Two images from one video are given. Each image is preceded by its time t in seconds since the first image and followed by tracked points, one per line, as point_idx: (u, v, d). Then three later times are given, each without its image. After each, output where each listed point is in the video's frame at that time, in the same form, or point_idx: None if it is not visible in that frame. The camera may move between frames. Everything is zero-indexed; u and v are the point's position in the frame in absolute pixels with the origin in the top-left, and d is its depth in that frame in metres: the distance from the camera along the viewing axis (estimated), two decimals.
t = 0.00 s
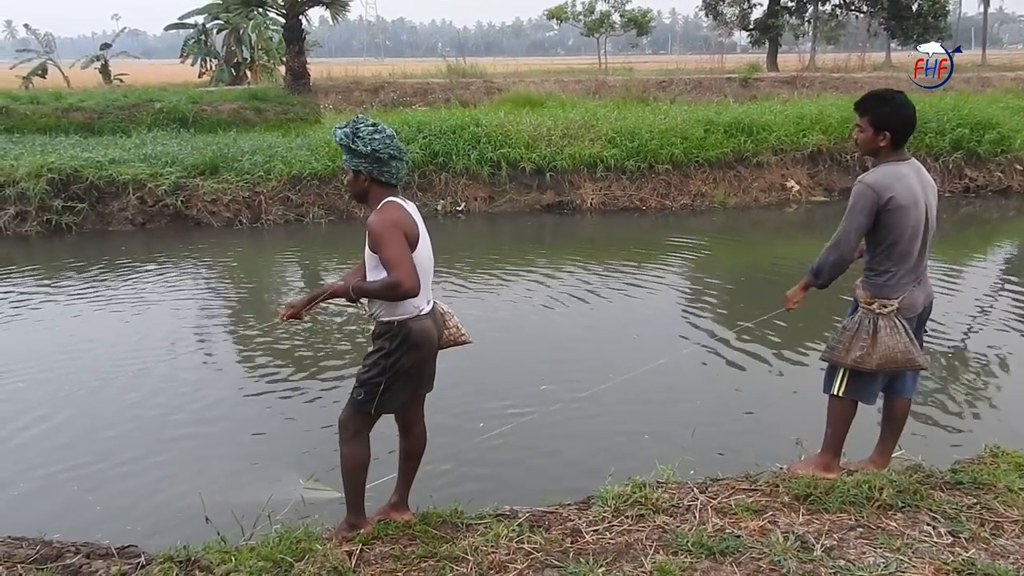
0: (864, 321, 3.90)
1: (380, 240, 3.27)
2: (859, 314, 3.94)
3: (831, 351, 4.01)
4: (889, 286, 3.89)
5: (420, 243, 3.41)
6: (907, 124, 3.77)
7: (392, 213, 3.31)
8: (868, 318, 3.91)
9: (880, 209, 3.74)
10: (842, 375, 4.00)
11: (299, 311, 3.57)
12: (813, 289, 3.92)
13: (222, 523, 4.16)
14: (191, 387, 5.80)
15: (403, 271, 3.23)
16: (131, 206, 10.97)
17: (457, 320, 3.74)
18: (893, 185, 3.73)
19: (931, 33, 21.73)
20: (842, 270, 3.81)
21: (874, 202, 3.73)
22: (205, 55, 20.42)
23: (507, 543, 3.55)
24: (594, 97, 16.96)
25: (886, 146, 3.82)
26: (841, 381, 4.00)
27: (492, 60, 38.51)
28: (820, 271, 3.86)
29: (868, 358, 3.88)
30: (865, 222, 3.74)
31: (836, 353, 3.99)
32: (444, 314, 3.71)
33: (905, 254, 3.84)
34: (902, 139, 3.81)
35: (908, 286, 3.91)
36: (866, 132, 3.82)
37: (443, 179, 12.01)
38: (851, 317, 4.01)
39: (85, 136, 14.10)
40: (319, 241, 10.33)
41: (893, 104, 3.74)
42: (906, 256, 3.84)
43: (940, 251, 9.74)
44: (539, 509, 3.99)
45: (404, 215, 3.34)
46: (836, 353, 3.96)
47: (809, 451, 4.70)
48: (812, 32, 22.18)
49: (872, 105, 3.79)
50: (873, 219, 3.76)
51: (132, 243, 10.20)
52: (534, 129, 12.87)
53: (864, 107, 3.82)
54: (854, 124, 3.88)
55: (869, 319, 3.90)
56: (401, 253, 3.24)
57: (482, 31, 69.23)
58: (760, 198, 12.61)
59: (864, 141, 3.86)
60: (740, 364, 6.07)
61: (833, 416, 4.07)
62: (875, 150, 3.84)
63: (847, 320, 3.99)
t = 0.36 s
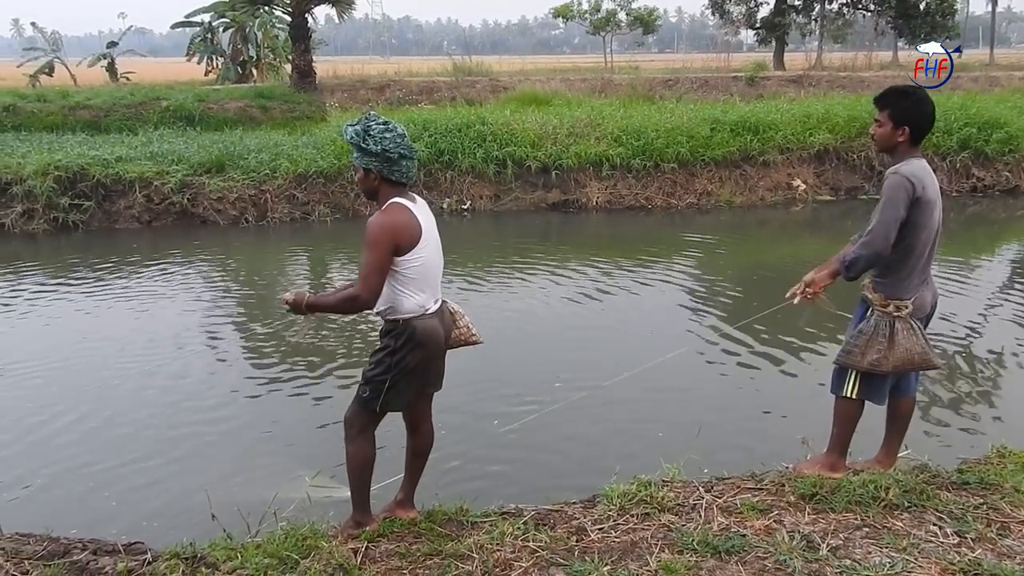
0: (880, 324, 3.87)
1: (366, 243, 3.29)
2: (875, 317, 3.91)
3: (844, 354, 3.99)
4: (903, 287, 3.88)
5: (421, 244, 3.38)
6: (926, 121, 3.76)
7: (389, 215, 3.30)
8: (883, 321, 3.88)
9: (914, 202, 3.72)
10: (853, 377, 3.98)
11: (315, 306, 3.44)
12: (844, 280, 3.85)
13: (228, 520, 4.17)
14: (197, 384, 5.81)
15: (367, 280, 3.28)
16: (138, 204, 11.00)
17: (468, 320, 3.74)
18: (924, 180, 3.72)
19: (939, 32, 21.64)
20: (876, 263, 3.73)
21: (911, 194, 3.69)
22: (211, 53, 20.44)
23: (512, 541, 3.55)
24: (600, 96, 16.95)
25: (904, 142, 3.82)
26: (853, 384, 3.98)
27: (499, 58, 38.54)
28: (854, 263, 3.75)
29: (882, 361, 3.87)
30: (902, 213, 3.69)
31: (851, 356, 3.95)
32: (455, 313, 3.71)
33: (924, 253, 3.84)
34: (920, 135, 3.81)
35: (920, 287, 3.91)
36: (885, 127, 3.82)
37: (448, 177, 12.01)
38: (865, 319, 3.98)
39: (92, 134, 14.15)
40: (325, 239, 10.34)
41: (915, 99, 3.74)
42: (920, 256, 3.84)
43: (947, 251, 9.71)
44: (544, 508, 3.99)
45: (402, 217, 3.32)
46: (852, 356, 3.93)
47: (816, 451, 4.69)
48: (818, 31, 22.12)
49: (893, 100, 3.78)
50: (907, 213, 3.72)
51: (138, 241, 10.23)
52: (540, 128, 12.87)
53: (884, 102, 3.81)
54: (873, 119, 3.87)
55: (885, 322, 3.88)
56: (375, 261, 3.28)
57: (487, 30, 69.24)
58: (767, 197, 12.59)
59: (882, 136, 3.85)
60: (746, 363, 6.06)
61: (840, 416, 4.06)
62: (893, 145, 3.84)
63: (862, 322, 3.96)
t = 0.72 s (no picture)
0: (886, 325, 3.86)
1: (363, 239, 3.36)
2: (881, 318, 3.89)
3: (848, 354, 3.98)
4: (910, 287, 3.86)
5: (422, 243, 3.37)
6: (933, 121, 3.75)
7: (388, 213, 3.32)
8: (889, 321, 3.86)
9: (922, 203, 3.71)
10: (859, 378, 3.97)
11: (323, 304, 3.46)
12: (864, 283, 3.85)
13: (236, 517, 4.19)
14: (205, 382, 5.84)
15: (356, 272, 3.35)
16: (147, 201, 11.05)
17: (479, 320, 3.73)
18: (931, 180, 3.70)
19: (949, 31, 21.55)
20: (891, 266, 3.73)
21: (919, 195, 3.68)
22: (221, 52, 20.48)
23: (519, 540, 3.55)
24: (608, 95, 16.95)
25: (911, 141, 3.80)
26: (859, 384, 3.97)
27: (507, 57, 38.60)
28: (871, 265, 3.76)
29: (888, 362, 3.86)
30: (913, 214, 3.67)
31: (857, 357, 3.94)
32: (465, 312, 3.71)
33: (931, 254, 3.82)
34: (928, 135, 3.79)
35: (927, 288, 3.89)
36: (892, 126, 3.80)
37: (456, 176, 12.02)
38: (871, 320, 3.96)
39: (102, 131, 14.21)
40: (332, 237, 10.36)
41: (921, 99, 3.72)
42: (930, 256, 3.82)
43: (956, 251, 9.67)
44: (552, 507, 3.99)
45: (402, 216, 3.33)
46: (858, 357, 3.92)
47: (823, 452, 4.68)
48: (828, 30, 22.05)
49: (900, 100, 3.76)
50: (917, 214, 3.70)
51: (148, 238, 10.28)
52: (548, 126, 12.88)
53: (892, 102, 3.80)
54: (881, 119, 3.86)
55: (891, 323, 3.86)
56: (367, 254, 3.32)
57: (495, 28, 69.21)
58: (775, 197, 12.56)
59: (890, 136, 3.84)
60: (754, 363, 6.05)
61: (848, 418, 4.05)
62: (901, 145, 3.82)
63: (868, 322, 3.94)
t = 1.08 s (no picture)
0: (904, 325, 3.82)
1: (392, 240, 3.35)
2: (900, 318, 3.86)
3: (868, 353, 3.95)
4: (933, 287, 3.80)
5: (446, 240, 3.38)
6: (951, 121, 3.69)
7: (411, 212, 3.32)
8: (908, 321, 3.83)
9: (924, 210, 3.67)
10: (881, 378, 3.93)
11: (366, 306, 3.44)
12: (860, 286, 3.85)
13: (259, 514, 4.22)
14: (229, 379, 5.89)
15: (395, 278, 3.32)
16: (173, 200, 11.16)
17: (500, 319, 3.73)
18: (937, 184, 3.64)
19: (978, 30, 21.25)
20: (885, 271, 3.74)
21: (917, 203, 3.65)
22: (245, 52, 20.62)
23: (541, 539, 3.55)
24: (630, 94, 16.88)
25: (930, 143, 3.74)
26: (881, 385, 3.93)
27: (530, 57, 38.61)
28: (864, 269, 3.78)
29: (908, 362, 3.81)
30: (907, 221, 3.67)
31: (876, 357, 3.92)
32: (487, 311, 3.72)
33: (950, 254, 3.73)
34: (946, 135, 3.72)
35: (950, 288, 3.81)
36: (909, 128, 3.76)
37: (478, 175, 12.03)
38: (892, 319, 3.94)
39: (128, 131, 14.38)
40: (355, 236, 10.41)
41: (936, 99, 3.66)
42: (951, 257, 3.74)
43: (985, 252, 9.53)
44: (573, 507, 3.98)
45: (423, 214, 3.33)
46: (875, 356, 3.90)
47: (848, 454, 4.63)
48: (854, 28, 21.83)
49: (915, 101, 3.71)
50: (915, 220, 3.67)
51: (173, 237, 10.38)
52: (571, 126, 12.85)
53: (908, 103, 3.75)
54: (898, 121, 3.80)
55: (910, 322, 3.82)
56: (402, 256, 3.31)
57: (517, 27, 69.21)
58: (800, 197, 12.44)
59: (908, 138, 3.78)
60: (777, 365, 5.99)
61: (873, 420, 4.01)
62: (919, 147, 3.77)
63: (888, 322, 3.92)
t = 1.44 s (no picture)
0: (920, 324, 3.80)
1: (416, 241, 3.32)
2: (917, 316, 3.85)
3: (885, 352, 3.94)
4: (951, 288, 3.76)
5: (464, 236, 3.39)
6: (955, 124, 3.63)
7: (427, 211, 3.31)
8: (925, 320, 3.81)
9: (928, 216, 3.66)
10: (900, 379, 3.90)
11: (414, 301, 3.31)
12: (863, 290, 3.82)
13: (275, 510, 4.25)
14: (245, 376, 5.92)
15: (435, 273, 3.28)
16: (190, 198, 11.23)
17: (513, 315, 3.74)
18: (940, 191, 3.62)
19: (999, 28, 21.04)
20: (889, 276, 3.72)
21: (919, 210, 3.64)
22: (263, 50, 20.68)
23: (556, 538, 3.54)
24: (647, 93, 16.83)
25: (935, 148, 3.69)
26: (900, 385, 3.91)
27: (547, 56, 38.58)
28: (868, 273, 3.75)
29: (924, 361, 3.79)
30: (910, 229, 3.66)
31: (892, 355, 3.91)
32: (501, 308, 3.72)
33: (966, 256, 3.69)
34: (954, 137, 3.66)
35: (972, 287, 3.76)
36: (913, 135, 3.72)
37: (494, 174, 12.04)
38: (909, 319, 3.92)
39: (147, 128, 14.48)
40: (371, 234, 10.44)
41: (938, 103, 3.63)
42: (968, 257, 3.70)
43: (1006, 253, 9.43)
44: (588, 505, 3.97)
45: (441, 210, 3.33)
46: (892, 355, 3.89)
47: (866, 455, 4.60)
48: (873, 27, 21.66)
49: (917, 107, 3.69)
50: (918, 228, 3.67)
51: (190, 234, 10.45)
52: (587, 125, 12.83)
53: (910, 109, 3.72)
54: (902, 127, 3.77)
55: (926, 321, 3.80)
56: (436, 251, 3.28)
57: (533, 26, 69.11)
58: (817, 196, 12.36)
59: (913, 143, 3.75)
60: (794, 365, 5.96)
61: (893, 420, 3.98)
62: (925, 152, 3.72)
63: (905, 321, 3.90)
